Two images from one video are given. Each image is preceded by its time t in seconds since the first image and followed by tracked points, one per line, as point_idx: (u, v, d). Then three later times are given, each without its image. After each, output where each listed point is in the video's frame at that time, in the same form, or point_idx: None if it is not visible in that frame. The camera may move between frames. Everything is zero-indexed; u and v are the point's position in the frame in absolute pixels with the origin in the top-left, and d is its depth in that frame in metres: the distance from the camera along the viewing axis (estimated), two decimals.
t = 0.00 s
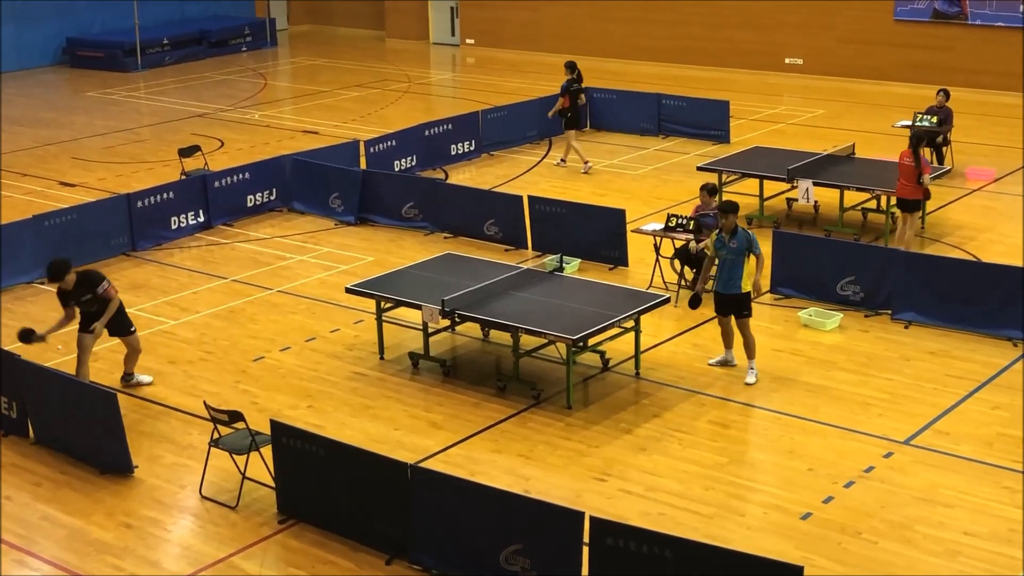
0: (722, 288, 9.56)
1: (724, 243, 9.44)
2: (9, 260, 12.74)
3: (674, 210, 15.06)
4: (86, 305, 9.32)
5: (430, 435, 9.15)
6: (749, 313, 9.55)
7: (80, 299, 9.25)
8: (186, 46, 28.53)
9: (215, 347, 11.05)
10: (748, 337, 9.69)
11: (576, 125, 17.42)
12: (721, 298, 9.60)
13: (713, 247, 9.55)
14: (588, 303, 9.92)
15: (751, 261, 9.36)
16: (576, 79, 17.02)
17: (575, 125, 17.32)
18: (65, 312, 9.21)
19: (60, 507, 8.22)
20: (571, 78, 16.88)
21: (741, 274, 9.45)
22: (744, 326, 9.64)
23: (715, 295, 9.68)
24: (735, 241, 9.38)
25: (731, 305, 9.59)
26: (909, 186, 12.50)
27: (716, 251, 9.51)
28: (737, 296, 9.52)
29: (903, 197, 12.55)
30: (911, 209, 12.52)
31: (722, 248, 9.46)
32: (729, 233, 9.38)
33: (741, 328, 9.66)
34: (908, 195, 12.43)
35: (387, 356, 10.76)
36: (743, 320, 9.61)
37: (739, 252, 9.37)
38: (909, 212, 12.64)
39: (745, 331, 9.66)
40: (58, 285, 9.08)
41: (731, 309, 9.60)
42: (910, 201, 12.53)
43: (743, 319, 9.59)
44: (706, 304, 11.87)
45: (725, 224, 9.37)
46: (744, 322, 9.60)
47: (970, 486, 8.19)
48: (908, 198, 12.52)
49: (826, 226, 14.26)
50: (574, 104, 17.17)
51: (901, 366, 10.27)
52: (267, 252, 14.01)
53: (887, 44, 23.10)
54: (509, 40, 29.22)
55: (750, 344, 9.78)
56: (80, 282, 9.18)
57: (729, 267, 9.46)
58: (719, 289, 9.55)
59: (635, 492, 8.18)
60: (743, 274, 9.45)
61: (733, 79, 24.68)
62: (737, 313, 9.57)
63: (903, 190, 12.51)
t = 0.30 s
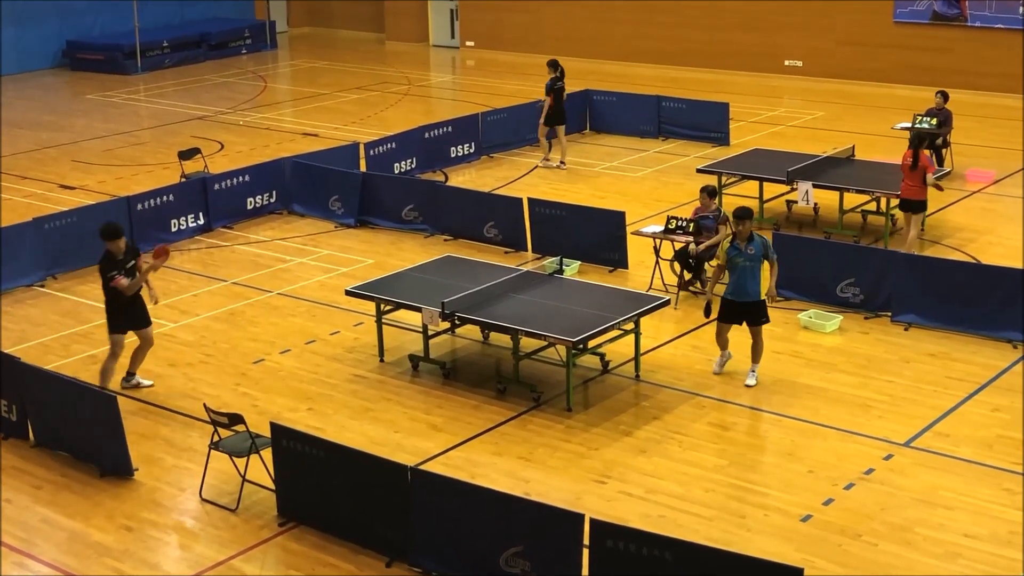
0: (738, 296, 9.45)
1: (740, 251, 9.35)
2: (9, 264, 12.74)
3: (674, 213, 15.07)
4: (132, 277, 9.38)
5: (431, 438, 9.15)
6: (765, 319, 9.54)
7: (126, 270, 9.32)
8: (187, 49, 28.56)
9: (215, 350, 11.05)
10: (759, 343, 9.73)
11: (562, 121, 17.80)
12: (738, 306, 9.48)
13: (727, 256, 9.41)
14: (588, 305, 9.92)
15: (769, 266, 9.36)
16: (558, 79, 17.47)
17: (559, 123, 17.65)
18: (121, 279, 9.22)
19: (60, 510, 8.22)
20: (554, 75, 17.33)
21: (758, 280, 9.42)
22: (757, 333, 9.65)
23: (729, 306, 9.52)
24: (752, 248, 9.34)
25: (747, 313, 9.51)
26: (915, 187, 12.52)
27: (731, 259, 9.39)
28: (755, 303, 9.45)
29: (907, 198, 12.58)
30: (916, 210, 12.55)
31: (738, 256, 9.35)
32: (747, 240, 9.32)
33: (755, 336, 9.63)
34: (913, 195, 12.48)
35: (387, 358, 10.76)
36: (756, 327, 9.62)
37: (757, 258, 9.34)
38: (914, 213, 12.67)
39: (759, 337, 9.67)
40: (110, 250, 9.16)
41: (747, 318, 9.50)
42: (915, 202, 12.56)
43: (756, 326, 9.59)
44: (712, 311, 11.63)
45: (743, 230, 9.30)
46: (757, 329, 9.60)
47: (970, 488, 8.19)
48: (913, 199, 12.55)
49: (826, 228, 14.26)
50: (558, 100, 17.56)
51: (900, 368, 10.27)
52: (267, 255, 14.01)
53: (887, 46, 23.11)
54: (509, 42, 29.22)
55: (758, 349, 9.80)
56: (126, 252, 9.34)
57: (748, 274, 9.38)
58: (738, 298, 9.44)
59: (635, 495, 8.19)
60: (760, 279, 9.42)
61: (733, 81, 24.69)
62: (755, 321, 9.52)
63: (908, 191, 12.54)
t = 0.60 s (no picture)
0: (741, 305, 9.33)
1: (744, 260, 9.21)
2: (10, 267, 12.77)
3: (674, 216, 15.09)
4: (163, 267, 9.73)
5: (431, 441, 9.15)
6: (765, 329, 9.43)
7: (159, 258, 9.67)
8: (187, 53, 28.59)
9: (215, 353, 11.06)
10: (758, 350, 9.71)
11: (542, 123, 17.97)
12: (740, 315, 9.36)
13: (730, 264, 9.26)
14: (587, 308, 9.94)
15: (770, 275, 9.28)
16: (540, 80, 17.59)
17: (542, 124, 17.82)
18: (156, 269, 9.58)
19: (60, 514, 8.22)
20: (534, 79, 17.41)
21: (761, 289, 9.29)
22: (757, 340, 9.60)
23: (730, 314, 9.39)
24: (756, 257, 9.21)
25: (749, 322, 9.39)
26: (920, 187, 12.56)
27: (735, 268, 9.24)
28: (757, 312, 9.33)
29: (912, 198, 12.62)
30: (920, 210, 12.62)
31: (742, 265, 9.22)
32: (749, 249, 9.20)
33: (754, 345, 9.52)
34: (918, 195, 12.50)
35: (387, 362, 10.76)
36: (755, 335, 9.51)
37: (761, 267, 9.22)
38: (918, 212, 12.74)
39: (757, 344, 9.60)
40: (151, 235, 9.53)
41: (748, 326, 9.39)
42: (921, 201, 12.61)
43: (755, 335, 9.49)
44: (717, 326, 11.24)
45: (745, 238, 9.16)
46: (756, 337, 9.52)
47: (971, 491, 8.19)
48: (918, 199, 12.60)
49: (825, 231, 14.27)
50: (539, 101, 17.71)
51: (900, 371, 10.28)
52: (267, 259, 14.02)
53: (887, 49, 23.14)
54: (509, 45, 29.25)
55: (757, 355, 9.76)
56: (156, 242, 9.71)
57: (751, 283, 9.26)
58: (740, 307, 9.32)
59: (636, 498, 8.18)
60: (762, 288, 9.30)
61: (732, 84, 24.71)
62: (755, 329, 9.40)
63: (913, 191, 12.57)
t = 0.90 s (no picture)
0: (736, 314, 9.19)
1: (736, 268, 9.03)
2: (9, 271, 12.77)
3: (674, 219, 15.09)
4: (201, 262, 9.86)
5: (432, 444, 9.15)
6: (760, 335, 9.32)
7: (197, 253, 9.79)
8: (187, 57, 28.62)
9: (215, 357, 11.06)
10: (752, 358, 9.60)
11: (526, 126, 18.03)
12: (734, 324, 9.23)
13: (722, 273, 9.07)
14: (587, 311, 9.94)
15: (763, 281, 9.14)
16: (527, 83, 17.74)
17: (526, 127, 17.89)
18: (196, 263, 9.73)
19: (60, 518, 8.22)
20: (520, 80, 17.46)
21: (754, 296, 9.17)
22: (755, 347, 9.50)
23: (726, 324, 9.24)
24: (747, 263, 9.03)
25: (744, 329, 9.28)
26: (925, 188, 12.55)
27: (728, 277, 9.05)
28: (751, 319, 9.23)
29: (918, 199, 12.62)
30: (926, 211, 12.63)
31: (734, 273, 9.03)
32: (740, 257, 9.02)
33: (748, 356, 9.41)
34: (924, 197, 12.50)
35: (387, 365, 10.76)
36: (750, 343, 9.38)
37: (753, 274, 9.04)
38: (925, 213, 12.74)
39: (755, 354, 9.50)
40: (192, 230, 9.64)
41: (744, 334, 9.27)
42: (928, 203, 12.61)
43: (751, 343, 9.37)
44: (711, 334, 11.02)
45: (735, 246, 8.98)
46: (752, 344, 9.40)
47: (971, 493, 8.18)
48: (924, 200, 12.60)
49: (825, 233, 14.28)
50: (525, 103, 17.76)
51: (900, 373, 10.28)
52: (267, 262, 14.02)
53: (886, 52, 23.17)
54: (508, 49, 29.27)
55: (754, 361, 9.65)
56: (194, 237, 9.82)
57: (744, 291, 9.10)
58: (736, 316, 9.19)
59: (636, 501, 8.18)
60: (755, 295, 9.15)
61: (731, 87, 24.73)
62: (750, 337, 9.30)
63: (919, 192, 12.57)
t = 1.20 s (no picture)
0: (729, 321, 9.00)
1: (730, 275, 8.92)
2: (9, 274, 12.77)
3: (674, 220, 15.10)
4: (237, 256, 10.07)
5: (432, 446, 9.14)
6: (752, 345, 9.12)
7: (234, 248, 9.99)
8: (186, 59, 28.62)
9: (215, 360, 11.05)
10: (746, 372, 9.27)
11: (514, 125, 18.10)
12: (729, 333, 9.04)
13: (716, 280, 8.97)
14: (586, 313, 9.93)
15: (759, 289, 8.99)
16: (513, 81, 17.87)
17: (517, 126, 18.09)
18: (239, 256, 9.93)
19: (59, 521, 8.21)
20: (507, 80, 17.56)
21: (749, 305, 8.99)
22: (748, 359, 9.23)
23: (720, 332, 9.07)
24: (742, 271, 8.94)
25: (739, 339, 9.06)
26: (936, 187, 12.48)
27: (721, 284, 8.94)
28: (747, 329, 9.03)
29: (930, 197, 12.56)
30: (938, 208, 12.57)
31: (728, 280, 8.92)
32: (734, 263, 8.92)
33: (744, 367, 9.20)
34: (935, 195, 12.44)
35: (387, 367, 10.75)
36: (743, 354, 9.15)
37: (748, 281, 8.92)
38: (937, 211, 12.67)
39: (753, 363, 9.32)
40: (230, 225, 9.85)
41: (737, 343, 9.06)
42: (940, 201, 12.55)
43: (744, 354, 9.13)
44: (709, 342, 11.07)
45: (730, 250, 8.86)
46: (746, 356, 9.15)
47: (972, 494, 8.18)
48: (936, 198, 12.54)
49: (825, 234, 14.27)
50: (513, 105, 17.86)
51: (900, 374, 10.28)
52: (267, 265, 14.01)
53: (885, 53, 23.17)
54: (508, 50, 29.27)
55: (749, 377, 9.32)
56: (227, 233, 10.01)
57: (738, 298, 8.94)
58: (729, 323, 8.99)
59: (635, 502, 8.18)
60: (750, 304, 8.98)
61: (731, 88, 24.73)
62: (744, 346, 9.08)
63: (930, 191, 12.50)
